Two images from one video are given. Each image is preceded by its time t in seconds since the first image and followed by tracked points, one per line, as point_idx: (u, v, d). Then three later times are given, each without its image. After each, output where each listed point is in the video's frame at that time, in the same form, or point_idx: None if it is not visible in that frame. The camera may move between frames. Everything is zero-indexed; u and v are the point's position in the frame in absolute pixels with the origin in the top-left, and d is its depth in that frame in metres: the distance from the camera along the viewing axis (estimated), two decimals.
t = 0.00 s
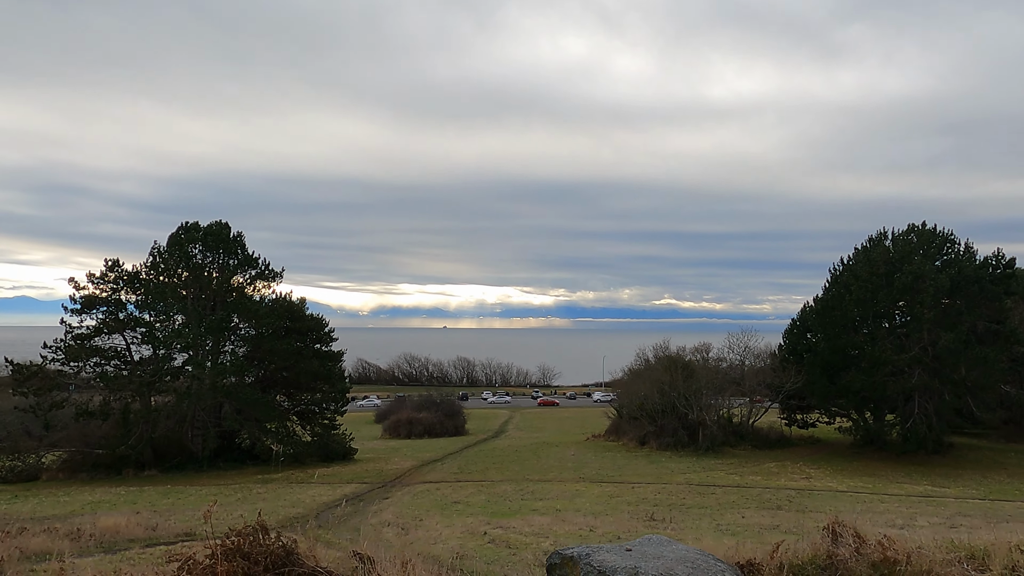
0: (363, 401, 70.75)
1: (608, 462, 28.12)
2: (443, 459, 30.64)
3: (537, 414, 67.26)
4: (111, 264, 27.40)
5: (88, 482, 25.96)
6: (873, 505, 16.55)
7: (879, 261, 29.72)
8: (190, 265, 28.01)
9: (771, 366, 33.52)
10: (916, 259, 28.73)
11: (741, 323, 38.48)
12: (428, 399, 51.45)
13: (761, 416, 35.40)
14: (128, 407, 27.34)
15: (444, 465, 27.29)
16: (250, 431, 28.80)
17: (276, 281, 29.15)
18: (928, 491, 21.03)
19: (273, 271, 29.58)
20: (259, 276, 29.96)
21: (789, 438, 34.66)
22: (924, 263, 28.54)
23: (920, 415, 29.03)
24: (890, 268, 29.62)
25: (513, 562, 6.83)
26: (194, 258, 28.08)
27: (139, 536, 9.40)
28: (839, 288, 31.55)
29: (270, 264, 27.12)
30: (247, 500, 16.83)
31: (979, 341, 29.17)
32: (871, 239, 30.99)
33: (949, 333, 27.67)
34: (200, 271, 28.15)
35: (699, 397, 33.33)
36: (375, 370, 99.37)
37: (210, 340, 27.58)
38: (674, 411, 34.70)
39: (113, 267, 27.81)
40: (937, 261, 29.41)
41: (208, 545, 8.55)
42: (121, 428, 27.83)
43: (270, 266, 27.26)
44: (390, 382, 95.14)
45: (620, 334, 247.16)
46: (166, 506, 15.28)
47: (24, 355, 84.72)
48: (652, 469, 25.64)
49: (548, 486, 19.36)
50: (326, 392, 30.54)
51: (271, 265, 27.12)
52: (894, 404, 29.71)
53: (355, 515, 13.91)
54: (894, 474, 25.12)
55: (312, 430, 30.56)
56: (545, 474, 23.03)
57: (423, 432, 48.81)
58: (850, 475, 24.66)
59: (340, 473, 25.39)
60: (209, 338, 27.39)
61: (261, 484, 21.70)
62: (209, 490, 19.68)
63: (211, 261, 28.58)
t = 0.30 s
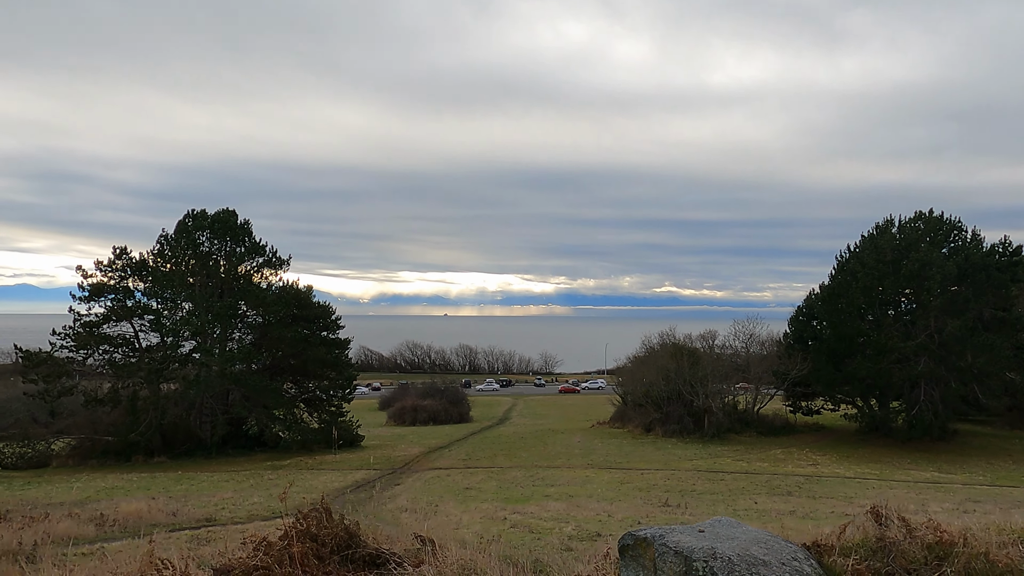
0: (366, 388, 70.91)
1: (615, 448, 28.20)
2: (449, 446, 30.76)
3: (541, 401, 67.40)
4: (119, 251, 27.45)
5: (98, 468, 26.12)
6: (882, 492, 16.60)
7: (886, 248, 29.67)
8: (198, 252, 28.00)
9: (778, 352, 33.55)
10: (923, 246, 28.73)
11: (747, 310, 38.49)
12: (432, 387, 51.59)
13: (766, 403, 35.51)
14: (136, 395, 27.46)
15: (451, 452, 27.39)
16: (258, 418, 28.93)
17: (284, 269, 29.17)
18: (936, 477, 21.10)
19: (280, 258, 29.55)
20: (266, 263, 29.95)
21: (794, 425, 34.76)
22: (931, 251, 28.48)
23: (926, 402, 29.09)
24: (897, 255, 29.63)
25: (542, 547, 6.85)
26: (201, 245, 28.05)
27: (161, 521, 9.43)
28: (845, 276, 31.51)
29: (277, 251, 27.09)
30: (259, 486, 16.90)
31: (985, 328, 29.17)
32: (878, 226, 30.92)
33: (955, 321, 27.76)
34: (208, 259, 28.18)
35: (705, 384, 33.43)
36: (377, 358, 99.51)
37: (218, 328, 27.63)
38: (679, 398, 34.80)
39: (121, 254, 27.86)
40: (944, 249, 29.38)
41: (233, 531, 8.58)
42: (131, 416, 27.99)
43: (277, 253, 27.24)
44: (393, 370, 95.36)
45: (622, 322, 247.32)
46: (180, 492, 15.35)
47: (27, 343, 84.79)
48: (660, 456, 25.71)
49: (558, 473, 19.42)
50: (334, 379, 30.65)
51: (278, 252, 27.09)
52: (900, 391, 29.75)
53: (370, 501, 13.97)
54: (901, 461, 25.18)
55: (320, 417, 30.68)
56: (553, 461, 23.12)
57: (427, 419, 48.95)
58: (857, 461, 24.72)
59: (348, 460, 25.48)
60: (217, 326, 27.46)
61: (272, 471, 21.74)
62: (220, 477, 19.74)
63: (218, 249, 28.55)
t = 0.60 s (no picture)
0: (379, 377, 71.22)
1: (631, 436, 28.23)
2: (466, 434, 30.91)
3: (553, 390, 67.50)
4: (139, 240, 27.66)
5: (121, 454, 26.46)
6: (903, 480, 16.56)
7: (905, 236, 29.45)
8: (216, 241, 28.17)
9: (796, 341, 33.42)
10: (943, 234, 28.50)
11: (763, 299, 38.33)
12: (445, 375, 51.78)
13: (782, 392, 35.42)
14: (157, 383, 27.73)
15: (469, 440, 27.52)
16: (277, 405, 29.19)
17: (301, 258, 29.30)
18: (957, 466, 21.04)
19: (298, 247, 29.68)
20: (284, 252, 30.10)
21: (810, 413, 34.67)
22: (952, 238, 28.24)
23: (945, 391, 28.95)
24: (916, 242, 29.48)
25: (583, 531, 6.93)
26: (220, 234, 28.21)
27: (197, 506, 9.53)
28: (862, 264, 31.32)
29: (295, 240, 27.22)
30: (282, 473, 17.04)
31: (1006, 316, 28.98)
32: (897, 214, 30.69)
33: (975, 309, 27.58)
34: (226, 247, 28.33)
35: (722, 373, 33.38)
36: (389, 347, 99.87)
37: (237, 316, 27.83)
38: (695, 387, 34.77)
39: (141, 243, 28.08)
40: (964, 237, 29.13)
41: (268, 515, 8.71)
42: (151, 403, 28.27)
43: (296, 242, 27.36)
44: (405, 359, 95.67)
45: (633, 311, 246.97)
46: (206, 478, 15.50)
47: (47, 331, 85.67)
48: (678, 444, 25.73)
49: (577, 460, 19.49)
50: (351, 367, 30.85)
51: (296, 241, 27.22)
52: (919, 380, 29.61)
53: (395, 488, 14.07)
54: (921, 449, 25.10)
55: (337, 405, 30.89)
56: (571, 448, 23.20)
57: (442, 407, 49.14)
58: (876, 450, 24.63)
59: (367, 447, 25.67)
60: (236, 314, 27.65)
61: (293, 457, 21.89)
62: (243, 463, 19.91)
63: (236, 238, 28.71)
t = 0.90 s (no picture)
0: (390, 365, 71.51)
1: (645, 425, 28.27)
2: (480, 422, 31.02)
3: (564, 379, 67.64)
4: (154, 229, 27.79)
5: (139, 442, 26.71)
6: (923, 469, 16.53)
7: (920, 224, 29.23)
8: (231, 231, 28.24)
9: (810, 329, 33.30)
10: (959, 223, 28.21)
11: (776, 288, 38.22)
12: (457, 364, 51.95)
13: (795, 381, 35.42)
14: (173, 371, 27.92)
15: (483, 428, 27.63)
16: (292, 393, 29.36)
17: (315, 247, 29.35)
18: (973, 455, 21.02)
19: (311, 237, 29.73)
20: (298, 242, 30.15)
21: (824, 402, 34.64)
22: (968, 227, 28.02)
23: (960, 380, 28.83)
24: (932, 231, 29.20)
25: (619, 518, 6.94)
26: (234, 224, 28.28)
27: (225, 494, 9.62)
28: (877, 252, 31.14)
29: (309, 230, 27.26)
30: (302, 461, 17.19)
31: None
32: (913, 202, 30.47)
33: (991, 298, 27.32)
34: (241, 237, 28.43)
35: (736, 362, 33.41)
36: (399, 336, 100.23)
37: (251, 305, 27.94)
38: (708, 376, 34.81)
39: (156, 233, 28.19)
40: (981, 225, 28.90)
41: (297, 503, 8.78)
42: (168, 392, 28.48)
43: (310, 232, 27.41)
44: (415, 347, 96.01)
45: (642, 300, 246.79)
46: (228, 465, 15.66)
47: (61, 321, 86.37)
48: (692, 432, 25.79)
49: (594, 449, 19.54)
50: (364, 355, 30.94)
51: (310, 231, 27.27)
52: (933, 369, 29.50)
53: (416, 476, 14.17)
54: (936, 438, 25.04)
55: (352, 393, 31.04)
56: (586, 437, 23.27)
57: (454, 396, 49.33)
58: (891, 439, 24.60)
59: (382, 435, 25.82)
60: (251, 303, 27.77)
61: (309, 446, 22.03)
62: (261, 452, 20.05)
63: (250, 227, 28.78)
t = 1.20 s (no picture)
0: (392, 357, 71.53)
1: (651, 416, 28.31)
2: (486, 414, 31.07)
3: (566, 370, 67.69)
4: (160, 221, 27.78)
5: (148, 434, 26.80)
6: (933, 461, 16.54)
7: (927, 217, 29.13)
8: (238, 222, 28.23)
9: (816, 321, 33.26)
10: (966, 215, 28.10)
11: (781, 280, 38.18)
12: (460, 355, 51.99)
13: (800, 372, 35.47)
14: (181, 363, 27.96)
15: (490, 420, 27.72)
16: (299, 385, 29.42)
17: (322, 239, 29.36)
18: (980, 446, 21.07)
19: (318, 228, 29.73)
20: (305, 234, 30.16)
21: (828, 394, 34.70)
22: (975, 219, 27.94)
23: (966, 371, 28.83)
24: (940, 223, 29.09)
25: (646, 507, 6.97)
26: (241, 215, 28.27)
27: (244, 485, 9.66)
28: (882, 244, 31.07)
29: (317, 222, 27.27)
30: (313, 452, 17.23)
31: None
32: (919, 194, 30.39)
33: (997, 289, 27.24)
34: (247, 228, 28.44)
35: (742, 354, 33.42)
36: (401, 327, 100.26)
37: (259, 297, 27.96)
38: (714, 367, 34.85)
39: (162, 225, 28.18)
40: (988, 217, 28.85)
41: (316, 493, 8.84)
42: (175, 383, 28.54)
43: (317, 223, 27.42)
44: (416, 339, 96.03)
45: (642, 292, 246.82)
46: (241, 457, 15.71)
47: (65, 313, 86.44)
48: (699, 424, 25.83)
49: (602, 441, 19.56)
50: (371, 347, 31.01)
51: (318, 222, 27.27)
52: (939, 360, 29.52)
53: (429, 467, 14.21)
54: (942, 430, 25.09)
55: (358, 384, 31.08)
56: (594, 428, 23.30)
57: (457, 387, 49.37)
58: (897, 431, 24.65)
59: (390, 427, 25.86)
60: (259, 295, 27.80)
61: (318, 437, 22.08)
62: (270, 443, 20.08)
63: (257, 219, 28.77)
